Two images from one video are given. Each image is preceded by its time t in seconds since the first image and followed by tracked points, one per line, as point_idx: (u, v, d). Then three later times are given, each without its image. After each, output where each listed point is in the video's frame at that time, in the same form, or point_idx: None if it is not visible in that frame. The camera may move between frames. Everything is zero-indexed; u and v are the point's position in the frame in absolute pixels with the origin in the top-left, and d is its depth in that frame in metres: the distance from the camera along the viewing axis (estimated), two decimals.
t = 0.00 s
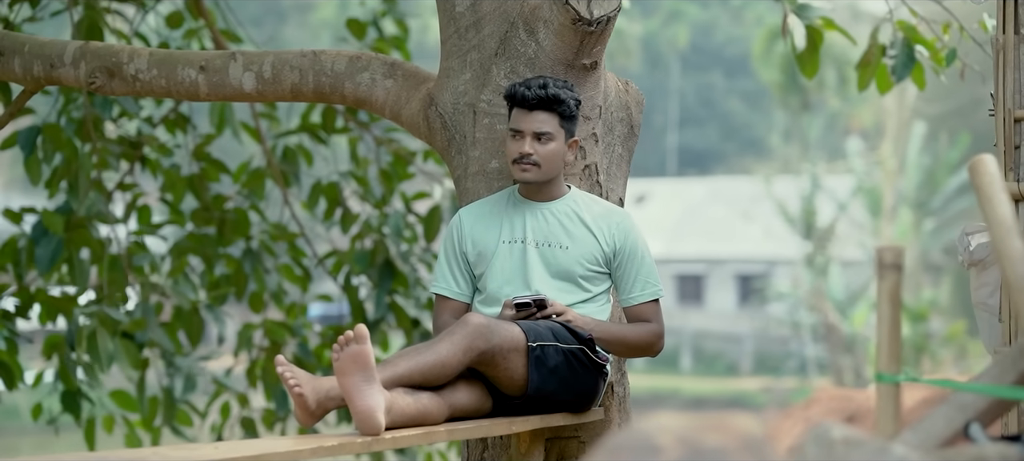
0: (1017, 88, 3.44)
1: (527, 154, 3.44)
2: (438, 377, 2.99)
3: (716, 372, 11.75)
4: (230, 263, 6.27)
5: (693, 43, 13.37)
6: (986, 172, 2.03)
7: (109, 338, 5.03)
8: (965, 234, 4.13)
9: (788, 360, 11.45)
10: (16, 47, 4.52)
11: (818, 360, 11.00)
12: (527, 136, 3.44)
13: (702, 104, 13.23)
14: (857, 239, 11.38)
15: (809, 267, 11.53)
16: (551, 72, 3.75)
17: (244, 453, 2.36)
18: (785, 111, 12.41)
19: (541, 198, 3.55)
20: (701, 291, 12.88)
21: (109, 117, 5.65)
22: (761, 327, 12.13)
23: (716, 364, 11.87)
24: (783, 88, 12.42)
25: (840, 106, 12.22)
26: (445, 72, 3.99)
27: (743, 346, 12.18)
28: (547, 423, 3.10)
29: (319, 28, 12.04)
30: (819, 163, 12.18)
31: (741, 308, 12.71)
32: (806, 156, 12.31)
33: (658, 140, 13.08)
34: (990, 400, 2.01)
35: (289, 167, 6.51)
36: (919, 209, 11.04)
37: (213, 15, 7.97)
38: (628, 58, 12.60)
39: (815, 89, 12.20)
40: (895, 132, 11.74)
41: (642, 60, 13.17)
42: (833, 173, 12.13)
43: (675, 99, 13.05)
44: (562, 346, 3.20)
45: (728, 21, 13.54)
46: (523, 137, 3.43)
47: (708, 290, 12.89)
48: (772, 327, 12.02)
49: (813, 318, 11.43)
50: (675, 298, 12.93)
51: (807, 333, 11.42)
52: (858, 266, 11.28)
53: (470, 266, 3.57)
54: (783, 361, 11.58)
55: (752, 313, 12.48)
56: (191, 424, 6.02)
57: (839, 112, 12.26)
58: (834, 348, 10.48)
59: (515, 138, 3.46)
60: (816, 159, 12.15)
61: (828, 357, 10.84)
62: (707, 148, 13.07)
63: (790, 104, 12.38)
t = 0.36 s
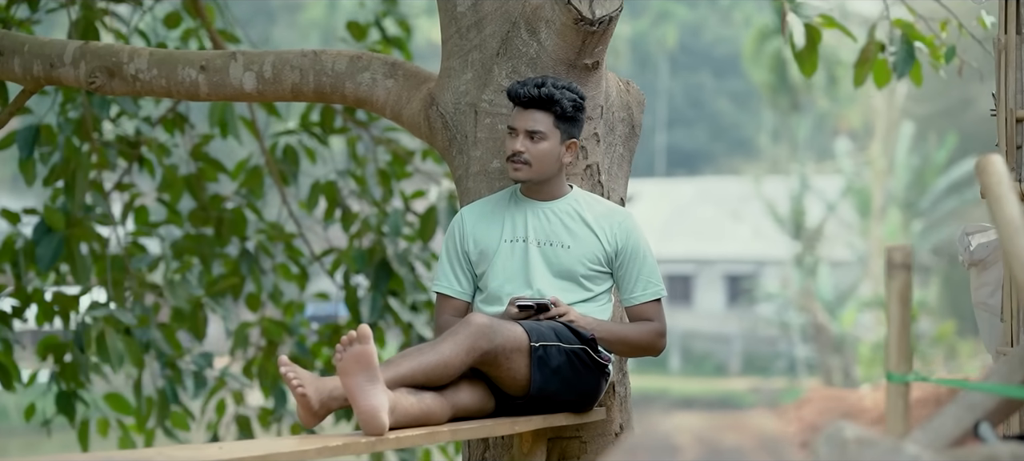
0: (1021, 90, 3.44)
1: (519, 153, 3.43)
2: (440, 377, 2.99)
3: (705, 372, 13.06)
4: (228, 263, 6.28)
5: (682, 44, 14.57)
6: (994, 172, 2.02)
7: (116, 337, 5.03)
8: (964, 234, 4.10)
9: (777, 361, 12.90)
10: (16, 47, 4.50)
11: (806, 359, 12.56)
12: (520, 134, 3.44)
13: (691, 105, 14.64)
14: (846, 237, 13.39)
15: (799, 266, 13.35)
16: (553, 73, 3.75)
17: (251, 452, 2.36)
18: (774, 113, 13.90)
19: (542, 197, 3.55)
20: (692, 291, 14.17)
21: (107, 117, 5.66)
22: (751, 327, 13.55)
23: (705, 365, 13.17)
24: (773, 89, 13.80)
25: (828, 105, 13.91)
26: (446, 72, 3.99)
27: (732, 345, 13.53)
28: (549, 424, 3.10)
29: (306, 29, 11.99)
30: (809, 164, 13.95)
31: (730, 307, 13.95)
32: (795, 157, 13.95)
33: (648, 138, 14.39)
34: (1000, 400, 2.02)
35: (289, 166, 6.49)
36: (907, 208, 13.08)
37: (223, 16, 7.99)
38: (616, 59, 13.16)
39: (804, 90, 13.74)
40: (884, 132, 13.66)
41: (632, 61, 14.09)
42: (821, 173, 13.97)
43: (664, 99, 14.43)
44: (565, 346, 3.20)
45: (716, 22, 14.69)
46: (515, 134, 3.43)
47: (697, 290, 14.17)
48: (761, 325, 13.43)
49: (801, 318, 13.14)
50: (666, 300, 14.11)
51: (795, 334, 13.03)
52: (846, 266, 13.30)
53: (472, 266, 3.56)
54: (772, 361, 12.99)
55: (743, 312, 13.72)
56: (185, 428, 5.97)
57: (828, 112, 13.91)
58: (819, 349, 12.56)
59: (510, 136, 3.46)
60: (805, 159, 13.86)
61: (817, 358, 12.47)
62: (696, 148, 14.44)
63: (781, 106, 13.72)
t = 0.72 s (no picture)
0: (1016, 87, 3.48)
1: (515, 149, 3.42)
2: (441, 376, 2.98)
3: (690, 371, 13.98)
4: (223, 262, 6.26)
5: (669, 44, 15.09)
6: (1000, 171, 1.99)
7: (122, 335, 5.08)
8: (961, 232, 4.13)
9: (761, 359, 13.83)
10: (11, 45, 4.49)
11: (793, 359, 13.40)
12: (517, 130, 3.44)
13: (676, 104, 15.21)
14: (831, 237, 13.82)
15: (786, 265, 13.88)
16: (550, 71, 3.74)
17: (252, 451, 2.35)
18: (757, 112, 14.29)
19: (541, 194, 3.54)
20: (678, 291, 14.83)
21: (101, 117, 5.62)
22: (735, 326, 14.40)
23: (690, 364, 14.06)
24: (758, 89, 14.03)
25: (813, 105, 14.08)
26: (444, 71, 3.99)
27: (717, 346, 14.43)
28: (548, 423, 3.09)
29: (291, 27, 12.86)
30: (794, 163, 14.18)
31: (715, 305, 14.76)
32: (780, 155, 14.27)
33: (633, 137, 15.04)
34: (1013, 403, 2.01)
35: (283, 164, 6.47)
36: (894, 207, 13.42)
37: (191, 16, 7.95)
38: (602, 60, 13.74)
39: (789, 89, 14.08)
40: (869, 130, 13.88)
41: (619, 60, 14.74)
42: (807, 172, 14.20)
43: (650, 98, 15.07)
44: (565, 345, 3.20)
45: (702, 21, 15.15)
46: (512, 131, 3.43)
47: (682, 289, 14.81)
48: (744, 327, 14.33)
49: (786, 318, 13.87)
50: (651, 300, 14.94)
51: (781, 332, 13.90)
52: (832, 265, 13.74)
53: (471, 264, 3.55)
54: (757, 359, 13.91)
55: (728, 311, 14.54)
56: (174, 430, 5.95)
57: (813, 111, 14.12)
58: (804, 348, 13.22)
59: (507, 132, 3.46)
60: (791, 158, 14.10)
61: (801, 358, 13.23)
62: (681, 146, 15.00)
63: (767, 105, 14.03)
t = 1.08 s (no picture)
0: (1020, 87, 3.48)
1: (516, 144, 3.42)
2: (443, 375, 2.98)
3: (678, 370, 16.09)
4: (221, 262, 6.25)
5: (656, 43, 17.56)
6: (1005, 170, 1.94)
7: (128, 333, 5.11)
8: (960, 231, 4.13)
9: (749, 358, 15.89)
10: (9, 44, 4.47)
11: (779, 358, 15.54)
12: (518, 125, 3.44)
13: (664, 103, 17.88)
14: (817, 234, 16.12)
15: (773, 264, 16.12)
16: (551, 69, 3.74)
17: (255, 452, 2.34)
18: (745, 112, 16.99)
19: (541, 192, 3.53)
20: (669, 289, 16.95)
21: (101, 116, 5.62)
22: (721, 326, 16.42)
23: (678, 363, 16.18)
24: (747, 89, 16.96)
25: (800, 104, 16.74)
26: (444, 70, 3.99)
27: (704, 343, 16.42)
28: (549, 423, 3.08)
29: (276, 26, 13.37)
30: (781, 163, 16.66)
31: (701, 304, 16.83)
32: (766, 155, 16.77)
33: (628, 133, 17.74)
34: None
35: (280, 162, 6.46)
36: (880, 206, 15.80)
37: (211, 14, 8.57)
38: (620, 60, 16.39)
39: (776, 89, 16.82)
40: (856, 129, 16.37)
41: (612, 59, 17.03)
42: (793, 171, 16.63)
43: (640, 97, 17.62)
44: (566, 344, 3.20)
45: (688, 20, 17.51)
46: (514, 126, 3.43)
47: (672, 288, 16.95)
48: (730, 325, 16.34)
49: (774, 316, 15.99)
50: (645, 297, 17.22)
51: (768, 331, 15.96)
52: (818, 264, 16.03)
53: (470, 261, 3.54)
54: (744, 359, 15.96)
55: (715, 310, 16.73)
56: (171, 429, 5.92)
57: (800, 110, 16.73)
58: (792, 346, 15.44)
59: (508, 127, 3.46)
60: (776, 158, 16.66)
61: (788, 356, 15.48)
62: (670, 146, 17.62)
63: (754, 103, 16.90)
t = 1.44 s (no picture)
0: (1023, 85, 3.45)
1: (518, 140, 3.42)
2: (446, 374, 2.97)
3: (666, 370, 17.03)
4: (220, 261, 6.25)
5: (646, 43, 19.03)
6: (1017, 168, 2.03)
7: (125, 333, 5.11)
8: (960, 229, 4.11)
9: (740, 357, 16.50)
10: (9, 42, 4.47)
11: (768, 357, 16.13)
12: (521, 122, 3.44)
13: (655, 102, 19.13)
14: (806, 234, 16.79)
15: (762, 263, 16.78)
16: (553, 68, 3.73)
17: (260, 451, 2.34)
18: (733, 112, 17.99)
19: (544, 189, 3.53)
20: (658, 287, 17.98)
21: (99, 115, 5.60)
22: (711, 326, 17.26)
23: (666, 363, 17.11)
24: (736, 89, 17.90)
25: (789, 103, 17.60)
26: (446, 68, 3.99)
27: (693, 342, 17.34)
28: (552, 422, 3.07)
29: (267, 23, 15.08)
30: (771, 163, 17.42)
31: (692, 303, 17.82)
32: (755, 155, 17.69)
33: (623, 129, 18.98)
34: None
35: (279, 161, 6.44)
36: (870, 206, 16.59)
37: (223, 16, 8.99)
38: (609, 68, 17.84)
39: (764, 88, 17.68)
40: (845, 128, 17.26)
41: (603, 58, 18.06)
42: (782, 171, 17.33)
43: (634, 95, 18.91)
44: (569, 343, 3.19)
45: (676, 21, 18.89)
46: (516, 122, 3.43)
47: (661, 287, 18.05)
48: (720, 324, 17.15)
49: (762, 316, 16.60)
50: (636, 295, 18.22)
51: (759, 331, 16.52)
52: (807, 264, 16.67)
53: (471, 258, 3.53)
54: (732, 359, 16.71)
55: (704, 310, 17.62)
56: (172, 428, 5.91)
57: (790, 109, 17.59)
58: (781, 345, 16.03)
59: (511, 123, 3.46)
60: (765, 158, 17.54)
61: (778, 355, 16.06)
62: (660, 145, 18.97)
63: (743, 102, 17.84)
